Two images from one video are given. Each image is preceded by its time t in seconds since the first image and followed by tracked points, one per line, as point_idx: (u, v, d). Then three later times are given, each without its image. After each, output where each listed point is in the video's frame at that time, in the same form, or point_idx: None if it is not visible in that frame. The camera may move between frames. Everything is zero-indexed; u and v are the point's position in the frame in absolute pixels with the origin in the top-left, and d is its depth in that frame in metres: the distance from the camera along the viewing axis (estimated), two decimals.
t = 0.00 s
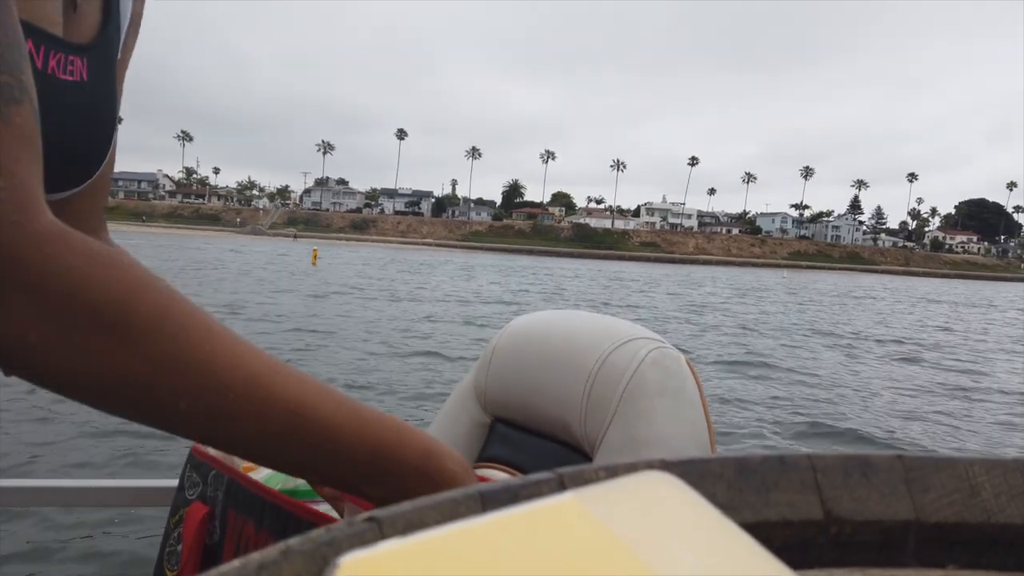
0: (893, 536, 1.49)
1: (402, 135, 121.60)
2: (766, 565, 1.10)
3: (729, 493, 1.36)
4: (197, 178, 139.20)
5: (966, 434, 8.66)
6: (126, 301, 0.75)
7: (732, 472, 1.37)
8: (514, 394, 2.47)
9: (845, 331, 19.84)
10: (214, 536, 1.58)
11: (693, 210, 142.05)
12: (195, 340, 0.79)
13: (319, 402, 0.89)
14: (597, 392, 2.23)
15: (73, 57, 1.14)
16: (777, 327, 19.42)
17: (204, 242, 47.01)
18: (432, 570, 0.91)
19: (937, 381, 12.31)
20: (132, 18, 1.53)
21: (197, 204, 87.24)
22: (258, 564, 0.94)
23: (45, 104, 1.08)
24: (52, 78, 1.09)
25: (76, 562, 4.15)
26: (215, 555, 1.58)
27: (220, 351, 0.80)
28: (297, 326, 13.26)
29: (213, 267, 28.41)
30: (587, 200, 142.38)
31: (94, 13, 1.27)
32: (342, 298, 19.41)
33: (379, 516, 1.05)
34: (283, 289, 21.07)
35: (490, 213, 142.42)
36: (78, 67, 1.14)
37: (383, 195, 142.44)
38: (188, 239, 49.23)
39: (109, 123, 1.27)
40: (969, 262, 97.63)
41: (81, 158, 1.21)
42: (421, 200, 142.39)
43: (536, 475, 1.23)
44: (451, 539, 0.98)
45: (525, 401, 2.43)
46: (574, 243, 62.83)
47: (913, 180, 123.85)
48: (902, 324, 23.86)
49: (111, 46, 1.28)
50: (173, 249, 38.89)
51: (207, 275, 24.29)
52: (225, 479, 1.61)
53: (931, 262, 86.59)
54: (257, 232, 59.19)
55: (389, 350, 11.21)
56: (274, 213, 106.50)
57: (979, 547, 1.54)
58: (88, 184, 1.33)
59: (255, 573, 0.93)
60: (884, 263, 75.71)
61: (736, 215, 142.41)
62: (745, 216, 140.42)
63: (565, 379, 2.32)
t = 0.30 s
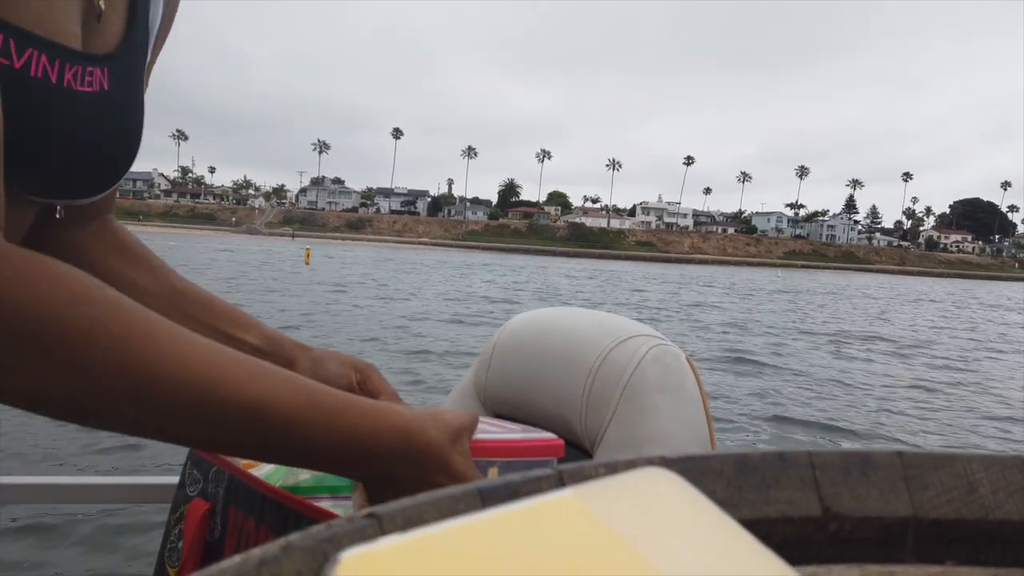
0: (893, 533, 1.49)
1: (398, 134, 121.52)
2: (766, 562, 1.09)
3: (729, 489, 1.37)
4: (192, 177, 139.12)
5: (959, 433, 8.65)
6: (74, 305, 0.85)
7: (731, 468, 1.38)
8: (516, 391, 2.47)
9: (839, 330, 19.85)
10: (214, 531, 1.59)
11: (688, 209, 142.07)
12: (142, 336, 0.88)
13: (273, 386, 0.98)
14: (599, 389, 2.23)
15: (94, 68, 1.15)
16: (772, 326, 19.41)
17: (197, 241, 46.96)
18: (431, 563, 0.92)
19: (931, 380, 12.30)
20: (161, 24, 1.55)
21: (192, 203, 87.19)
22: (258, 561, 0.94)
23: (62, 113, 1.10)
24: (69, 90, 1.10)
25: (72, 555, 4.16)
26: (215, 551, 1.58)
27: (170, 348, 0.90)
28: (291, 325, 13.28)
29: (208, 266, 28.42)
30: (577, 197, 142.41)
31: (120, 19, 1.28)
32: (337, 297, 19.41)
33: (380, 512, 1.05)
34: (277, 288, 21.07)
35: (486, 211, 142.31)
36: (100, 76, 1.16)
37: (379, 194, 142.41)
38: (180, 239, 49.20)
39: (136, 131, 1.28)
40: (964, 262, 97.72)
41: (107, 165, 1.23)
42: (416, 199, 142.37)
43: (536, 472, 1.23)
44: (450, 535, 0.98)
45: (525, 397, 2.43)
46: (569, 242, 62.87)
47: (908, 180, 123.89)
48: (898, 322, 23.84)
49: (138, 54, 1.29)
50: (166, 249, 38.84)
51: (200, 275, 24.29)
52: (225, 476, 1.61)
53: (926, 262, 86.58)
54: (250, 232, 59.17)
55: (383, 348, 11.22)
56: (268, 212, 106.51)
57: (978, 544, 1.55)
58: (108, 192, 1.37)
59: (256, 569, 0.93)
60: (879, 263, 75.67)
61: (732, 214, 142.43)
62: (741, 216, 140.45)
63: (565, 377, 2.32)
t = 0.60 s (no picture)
0: (893, 531, 1.49)
1: (394, 134, 121.46)
2: (766, 560, 1.09)
3: (730, 487, 1.37)
4: (189, 176, 139.01)
5: (950, 432, 8.65)
6: (26, 303, 0.90)
7: (732, 466, 1.38)
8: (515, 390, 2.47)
9: (833, 329, 19.84)
10: (214, 530, 1.58)
11: (685, 209, 142.05)
12: (101, 331, 0.95)
13: (233, 383, 1.03)
14: (598, 386, 2.23)
15: (87, 51, 1.15)
16: (765, 325, 19.41)
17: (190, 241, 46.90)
18: (431, 562, 0.92)
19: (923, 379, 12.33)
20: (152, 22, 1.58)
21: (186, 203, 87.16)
22: (257, 559, 0.93)
23: (55, 98, 1.09)
24: (61, 73, 1.10)
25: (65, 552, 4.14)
26: (214, 549, 1.58)
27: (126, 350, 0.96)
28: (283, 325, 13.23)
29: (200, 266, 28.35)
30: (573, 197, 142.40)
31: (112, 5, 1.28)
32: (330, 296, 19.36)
33: (379, 510, 1.05)
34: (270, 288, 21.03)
35: (482, 211, 142.27)
36: (92, 63, 1.16)
37: (375, 193, 142.40)
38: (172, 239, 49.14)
39: (131, 119, 1.30)
40: (958, 261, 97.80)
41: (102, 154, 1.24)
42: (413, 198, 142.36)
43: (536, 471, 1.23)
44: (448, 533, 0.98)
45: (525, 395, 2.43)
46: (563, 242, 62.87)
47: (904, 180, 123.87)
48: (890, 322, 23.83)
49: (132, 41, 1.30)
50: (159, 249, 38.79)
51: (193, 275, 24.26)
52: (224, 474, 1.60)
53: (921, 262, 86.62)
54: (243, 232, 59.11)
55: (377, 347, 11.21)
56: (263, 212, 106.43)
57: (979, 542, 1.55)
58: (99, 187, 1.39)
59: (255, 568, 0.92)
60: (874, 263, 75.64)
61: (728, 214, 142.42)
62: (737, 215, 140.46)
63: (565, 373, 2.32)
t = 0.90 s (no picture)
0: (891, 529, 1.49)
1: (390, 133, 121.25)
2: (762, 559, 1.09)
3: (727, 486, 1.37)
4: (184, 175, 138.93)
5: (944, 431, 8.65)
6: (11, 307, 0.90)
7: (731, 465, 1.39)
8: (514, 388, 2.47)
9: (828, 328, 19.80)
10: (213, 528, 1.59)
11: (681, 208, 142.07)
12: (91, 329, 0.95)
13: (238, 364, 1.03)
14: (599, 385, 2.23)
15: (77, 62, 1.16)
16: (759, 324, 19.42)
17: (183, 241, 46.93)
18: (431, 560, 0.92)
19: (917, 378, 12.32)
20: (133, 24, 1.57)
21: (180, 203, 87.18)
22: (257, 557, 0.94)
23: (51, 110, 1.10)
24: (57, 85, 1.11)
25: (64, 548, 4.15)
26: (213, 546, 1.58)
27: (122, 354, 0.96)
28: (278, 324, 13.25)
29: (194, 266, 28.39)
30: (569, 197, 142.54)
31: (100, 16, 1.29)
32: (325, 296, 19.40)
33: (379, 509, 1.06)
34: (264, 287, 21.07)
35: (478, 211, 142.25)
36: (82, 71, 1.17)
37: (372, 193, 142.39)
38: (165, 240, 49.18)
39: (116, 125, 1.31)
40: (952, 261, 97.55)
41: (93, 159, 1.25)
42: (409, 198, 142.37)
43: (535, 468, 1.23)
44: (447, 531, 0.98)
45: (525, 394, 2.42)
46: (557, 242, 62.92)
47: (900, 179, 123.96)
48: (886, 321, 23.77)
49: (116, 48, 1.30)
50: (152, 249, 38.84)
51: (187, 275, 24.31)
52: (224, 472, 1.60)
53: (915, 262, 86.65)
54: (236, 232, 59.16)
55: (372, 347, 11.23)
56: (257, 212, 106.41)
57: (976, 540, 1.55)
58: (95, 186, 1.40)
59: (255, 566, 0.92)
60: (868, 263, 75.72)
61: (725, 213, 142.47)
62: (733, 215, 140.60)
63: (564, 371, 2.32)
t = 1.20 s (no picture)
0: (893, 530, 1.49)
1: (387, 134, 121.25)
2: (763, 559, 1.09)
3: (728, 487, 1.37)
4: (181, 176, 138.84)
5: (937, 431, 8.65)
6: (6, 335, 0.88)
7: (732, 465, 1.39)
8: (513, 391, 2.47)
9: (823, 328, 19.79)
10: (213, 528, 1.58)
11: (678, 208, 142.07)
12: (40, 332, 0.90)
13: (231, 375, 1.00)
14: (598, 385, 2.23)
15: (90, 72, 1.16)
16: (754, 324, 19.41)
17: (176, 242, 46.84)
18: (432, 562, 0.92)
19: (911, 378, 12.33)
20: (152, 27, 1.55)
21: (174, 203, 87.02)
22: (256, 557, 0.93)
23: (60, 116, 1.10)
24: (68, 94, 1.11)
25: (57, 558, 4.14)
26: (213, 546, 1.58)
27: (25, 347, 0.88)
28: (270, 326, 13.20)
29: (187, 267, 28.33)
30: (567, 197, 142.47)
31: (115, 19, 1.27)
32: (319, 296, 19.35)
33: (379, 509, 1.05)
34: (257, 288, 21.03)
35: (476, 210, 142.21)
36: (92, 81, 1.16)
37: (369, 193, 142.39)
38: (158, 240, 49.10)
39: (126, 131, 1.30)
40: (948, 260, 97.50)
41: (100, 165, 1.24)
42: (406, 198, 142.38)
43: (536, 469, 1.22)
44: (445, 533, 0.97)
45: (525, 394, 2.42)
46: (552, 242, 62.89)
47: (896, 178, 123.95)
48: (880, 321, 23.79)
49: (129, 57, 1.29)
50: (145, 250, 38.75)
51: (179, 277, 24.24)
52: (224, 472, 1.60)
53: (911, 261, 86.66)
54: (230, 232, 59.07)
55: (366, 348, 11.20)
56: (252, 211, 106.21)
57: (978, 542, 1.55)
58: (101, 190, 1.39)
59: (255, 566, 0.92)
60: (863, 263, 75.70)
61: (722, 212, 142.44)
62: (730, 215, 140.58)
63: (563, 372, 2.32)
